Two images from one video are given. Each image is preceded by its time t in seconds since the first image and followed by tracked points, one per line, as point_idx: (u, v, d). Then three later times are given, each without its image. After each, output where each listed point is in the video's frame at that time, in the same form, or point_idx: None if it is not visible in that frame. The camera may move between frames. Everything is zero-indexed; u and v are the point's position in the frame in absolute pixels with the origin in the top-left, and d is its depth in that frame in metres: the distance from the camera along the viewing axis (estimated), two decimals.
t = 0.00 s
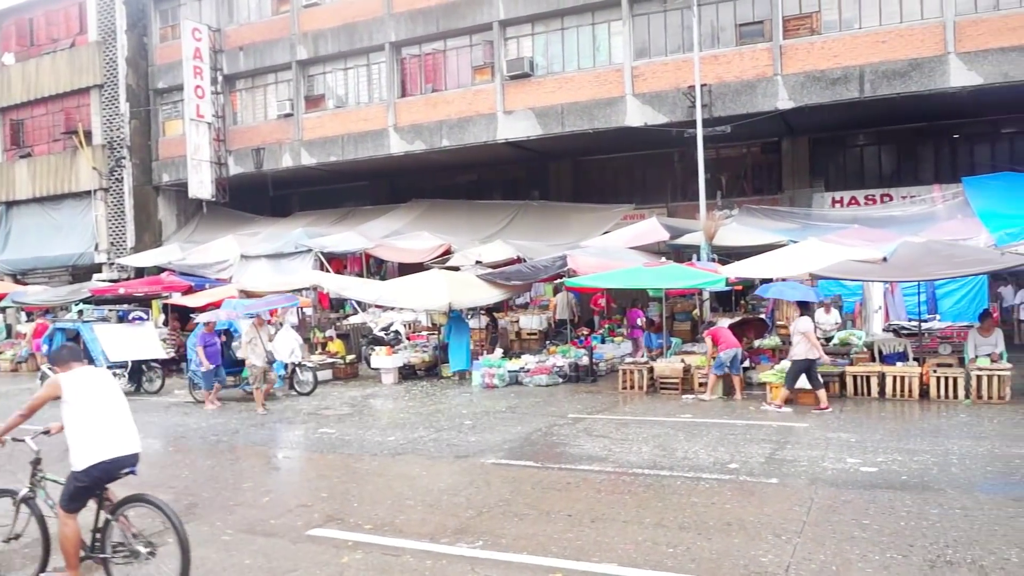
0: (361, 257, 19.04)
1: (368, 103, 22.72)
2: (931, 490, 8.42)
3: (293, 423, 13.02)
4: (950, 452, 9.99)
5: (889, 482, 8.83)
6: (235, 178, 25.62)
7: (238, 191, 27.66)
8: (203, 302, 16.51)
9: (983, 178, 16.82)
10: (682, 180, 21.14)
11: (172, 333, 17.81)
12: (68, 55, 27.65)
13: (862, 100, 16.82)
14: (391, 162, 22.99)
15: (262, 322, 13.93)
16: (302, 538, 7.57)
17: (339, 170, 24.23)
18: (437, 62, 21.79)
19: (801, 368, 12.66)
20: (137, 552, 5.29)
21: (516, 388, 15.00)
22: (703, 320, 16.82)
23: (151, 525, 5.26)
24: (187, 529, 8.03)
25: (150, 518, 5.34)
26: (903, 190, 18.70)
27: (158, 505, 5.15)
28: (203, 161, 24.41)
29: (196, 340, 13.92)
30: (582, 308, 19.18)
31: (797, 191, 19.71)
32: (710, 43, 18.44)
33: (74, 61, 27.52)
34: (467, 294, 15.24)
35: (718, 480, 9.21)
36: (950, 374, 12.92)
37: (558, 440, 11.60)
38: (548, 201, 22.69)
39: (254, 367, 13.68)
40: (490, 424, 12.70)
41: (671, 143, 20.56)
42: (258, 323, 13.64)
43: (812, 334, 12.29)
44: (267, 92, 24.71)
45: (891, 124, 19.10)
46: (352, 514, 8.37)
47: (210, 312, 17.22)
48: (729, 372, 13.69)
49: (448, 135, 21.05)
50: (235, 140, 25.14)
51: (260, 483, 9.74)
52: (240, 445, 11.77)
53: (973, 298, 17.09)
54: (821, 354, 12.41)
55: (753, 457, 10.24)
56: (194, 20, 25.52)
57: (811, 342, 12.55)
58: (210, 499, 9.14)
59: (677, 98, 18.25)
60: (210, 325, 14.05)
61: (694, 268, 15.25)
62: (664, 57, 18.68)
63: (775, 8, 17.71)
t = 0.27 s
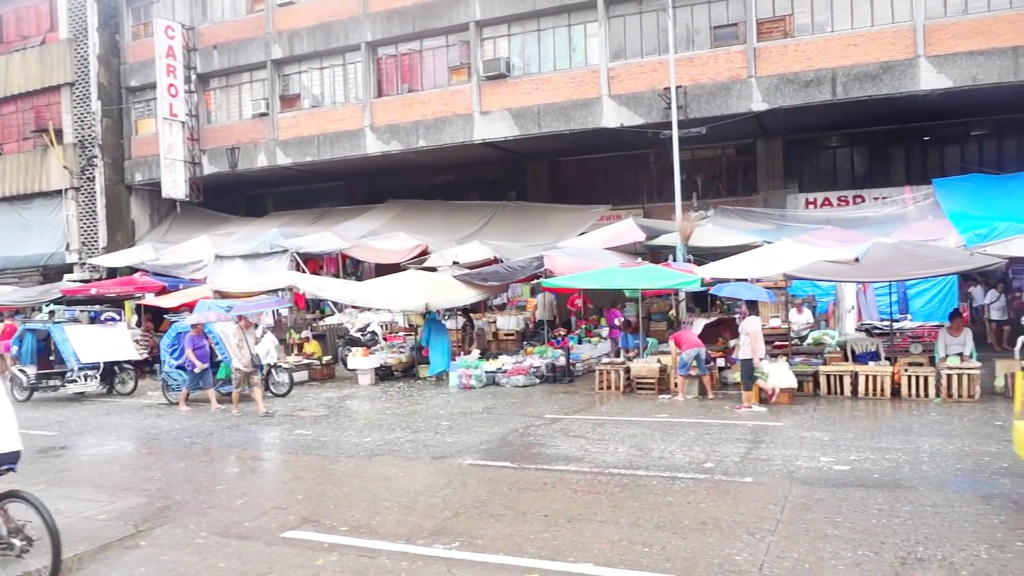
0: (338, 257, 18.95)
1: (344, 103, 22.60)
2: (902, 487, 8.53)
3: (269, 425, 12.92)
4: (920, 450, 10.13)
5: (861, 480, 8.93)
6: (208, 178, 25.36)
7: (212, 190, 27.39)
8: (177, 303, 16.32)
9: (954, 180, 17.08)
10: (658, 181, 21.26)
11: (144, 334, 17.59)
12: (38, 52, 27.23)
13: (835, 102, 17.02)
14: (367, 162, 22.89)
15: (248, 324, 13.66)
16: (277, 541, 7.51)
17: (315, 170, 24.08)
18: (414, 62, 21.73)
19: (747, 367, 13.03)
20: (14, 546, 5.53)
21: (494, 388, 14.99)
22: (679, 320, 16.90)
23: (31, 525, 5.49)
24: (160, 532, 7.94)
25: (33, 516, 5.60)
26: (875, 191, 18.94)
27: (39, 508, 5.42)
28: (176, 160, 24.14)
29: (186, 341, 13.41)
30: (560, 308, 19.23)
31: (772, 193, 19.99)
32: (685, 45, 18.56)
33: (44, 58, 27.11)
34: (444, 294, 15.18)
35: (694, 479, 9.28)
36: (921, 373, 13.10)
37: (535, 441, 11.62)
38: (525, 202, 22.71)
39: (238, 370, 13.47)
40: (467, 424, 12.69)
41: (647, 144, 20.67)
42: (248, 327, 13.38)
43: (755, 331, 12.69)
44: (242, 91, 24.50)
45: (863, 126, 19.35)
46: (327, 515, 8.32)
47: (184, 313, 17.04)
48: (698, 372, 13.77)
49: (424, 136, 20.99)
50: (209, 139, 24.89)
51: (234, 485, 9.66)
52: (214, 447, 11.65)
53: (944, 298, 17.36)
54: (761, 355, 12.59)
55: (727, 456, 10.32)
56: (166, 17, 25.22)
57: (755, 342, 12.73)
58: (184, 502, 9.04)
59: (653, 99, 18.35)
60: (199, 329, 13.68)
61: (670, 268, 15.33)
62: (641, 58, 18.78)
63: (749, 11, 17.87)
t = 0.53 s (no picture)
0: (329, 262, 18.94)
1: (336, 108, 22.61)
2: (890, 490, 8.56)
3: (260, 431, 12.90)
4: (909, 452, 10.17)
5: (850, 482, 8.97)
6: (200, 183, 25.34)
7: (204, 196, 27.35)
8: (168, 308, 16.29)
9: (943, 185, 17.21)
10: (650, 186, 21.33)
11: (135, 339, 17.54)
12: (29, 58, 27.18)
13: (824, 107, 17.12)
14: (359, 167, 22.89)
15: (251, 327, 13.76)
16: (266, 547, 7.51)
17: (307, 175, 24.07)
18: (405, 67, 21.76)
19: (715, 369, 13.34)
20: None
21: (486, 394, 15.00)
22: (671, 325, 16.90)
23: None
24: (150, 539, 7.91)
25: None
26: (865, 196, 19.04)
27: None
28: (167, 165, 24.10)
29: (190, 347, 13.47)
30: (552, 313, 19.26)
31: (762, 197, 20.10)
32: (676, 50, 18.66)
33: (35, 64, 27.06)
34: (434, 299, 15.18)
35: (685, 483, 9.30)
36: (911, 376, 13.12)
37: (526, 446, 11.63)
38: (516, 207, 22.77)
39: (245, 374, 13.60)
40: (458, 429, 12.68)
41: (638, 149, 20.74)
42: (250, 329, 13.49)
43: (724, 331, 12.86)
44: (233, 96, 24.49)
45: (852, 131, 19.45)
46: (318, 522, 8.31)
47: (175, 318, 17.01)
48: (683, 377, 13.78)
49: (416, 141, 21.02)
50: (200, 144, 24.86)
51: (224, 492, 9.64)
52: (205, 453, 11.62)
53: (933, 303, 17.64)
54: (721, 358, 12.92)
55: (717, 461, 10.35)
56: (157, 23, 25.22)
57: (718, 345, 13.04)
58: (173, 508, 9.02)
59: (644, 104, 18.42)
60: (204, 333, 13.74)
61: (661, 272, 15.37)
62: (631, 64, 18.85)
63: (739, 17, 17.98)
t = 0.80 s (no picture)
0: (316, 262, 18.91)
1: (323, 108, 22.56)
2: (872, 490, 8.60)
3: (245, 432, 12.86)
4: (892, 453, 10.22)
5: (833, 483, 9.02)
6: (186, 183, 25.23)
7: (190, 196, 27.22)
8: (153, 309, 16.21)
9: (928, 187, 17.34)
10: (637, 187, 21.38)
11: (120, 340, 17.45)
12: (13, 56, 26.99)
13: (810, 110, 17.22)
14: (346, 167, 22.84)
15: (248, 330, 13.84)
16: (249, 550, 7.49)
17: (294, 175, 24.00)
18: (393, 67, 21.73)
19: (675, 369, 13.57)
20: None
21: (472, 395, 14.99)
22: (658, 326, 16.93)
23: None
24: (132, 541, 7.88)
25: None
26: (850, 198, 19.17)
27: None
28: (153, 165, 23.97)
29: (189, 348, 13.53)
30: (539, 313, 19.30)
31: (749, 199, 20.21)
32: (664, 52, 18.73)
33: (19, 62, 26.87)
34: (420, 299, 15.13)
35: (669, 484, 9.32)
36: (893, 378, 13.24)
37: (512, 447, 11.63)
38: (504, 207, 22.79)
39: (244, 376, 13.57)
40: (444, 430, 12.67)
41: (626, 151, 20.80)
42: (248, 330, 13.57)
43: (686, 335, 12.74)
44: (220, 96, 24.40)
45: (838, 134, 19.56)
46: (301, 524, 8.29)
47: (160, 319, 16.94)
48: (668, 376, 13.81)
49: (404, 141, 20.99)
50: (187, 144, 24.75)
51: (208, 493, 9.60)
52: (189, 455, 11.58)
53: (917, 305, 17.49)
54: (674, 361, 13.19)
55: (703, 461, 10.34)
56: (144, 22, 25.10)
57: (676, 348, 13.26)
58: (156, 511, 8.98)
59: (631, 106, 18.47)
60: (203, 335, 13.81)
61: (648, 273, 15.40)
62: (619, 65, 18.90)
63: (727, 19, 18.06)
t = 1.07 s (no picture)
0: (299, 265, 18.82)
1: (306, 110, 22.46)
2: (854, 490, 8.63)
3: (227, 436, 12.77)
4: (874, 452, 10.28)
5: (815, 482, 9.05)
6: (168, 185, 25.04)
7: (172, 198, 27.03)
8: (133, 313, 16.10)
9: (909, 187, 17.47)
10: (621, 189, 21.43)
11: (100, 344, 17.31)
12: None
13: (793, 111, 17.31)
14: (330, 169, 22.74)
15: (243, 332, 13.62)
16: (230, 555, 7.42)
17: (277, 177, 23.87)
18: (376, 69, 21.66)
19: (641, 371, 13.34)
20: None
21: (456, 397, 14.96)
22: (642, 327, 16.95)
23: None
24: (111, 548, 7.80)
25: None
26: (832, 199, 19.29)
27: None
28: (134, 167, 23.77)
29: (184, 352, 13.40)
30: (523, 315, 19.30)
31: (732, 200, 20.32)
32: (647, 54, 18.78)
33: None
34: (404, 302, 15.06)
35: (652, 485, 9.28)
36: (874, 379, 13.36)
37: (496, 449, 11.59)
38: (488, 209, 22.78)
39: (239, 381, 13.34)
40: (428, 433, 12.63)
41: (609, 152, 20.83)
42: (244, 334, 13.39)
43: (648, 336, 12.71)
44: (201, 97, 24.24)
45: (820, 135, 19.67)
46: (283, 528, 8.24)
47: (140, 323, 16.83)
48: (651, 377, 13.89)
49: (387, 143, 20.92)
50: (168, 146, 24.57)
51: (189, 499, 9.52)
52: (170, 460, 11.48)
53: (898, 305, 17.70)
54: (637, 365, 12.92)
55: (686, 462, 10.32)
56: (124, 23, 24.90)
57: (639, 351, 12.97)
58: (136, 517, 8.90)
59: (615, 107, 18.50)
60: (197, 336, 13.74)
61: (631, 275, 15.42)
62: (602, 67, 18.93)
63: (709, 21, 18.13)
